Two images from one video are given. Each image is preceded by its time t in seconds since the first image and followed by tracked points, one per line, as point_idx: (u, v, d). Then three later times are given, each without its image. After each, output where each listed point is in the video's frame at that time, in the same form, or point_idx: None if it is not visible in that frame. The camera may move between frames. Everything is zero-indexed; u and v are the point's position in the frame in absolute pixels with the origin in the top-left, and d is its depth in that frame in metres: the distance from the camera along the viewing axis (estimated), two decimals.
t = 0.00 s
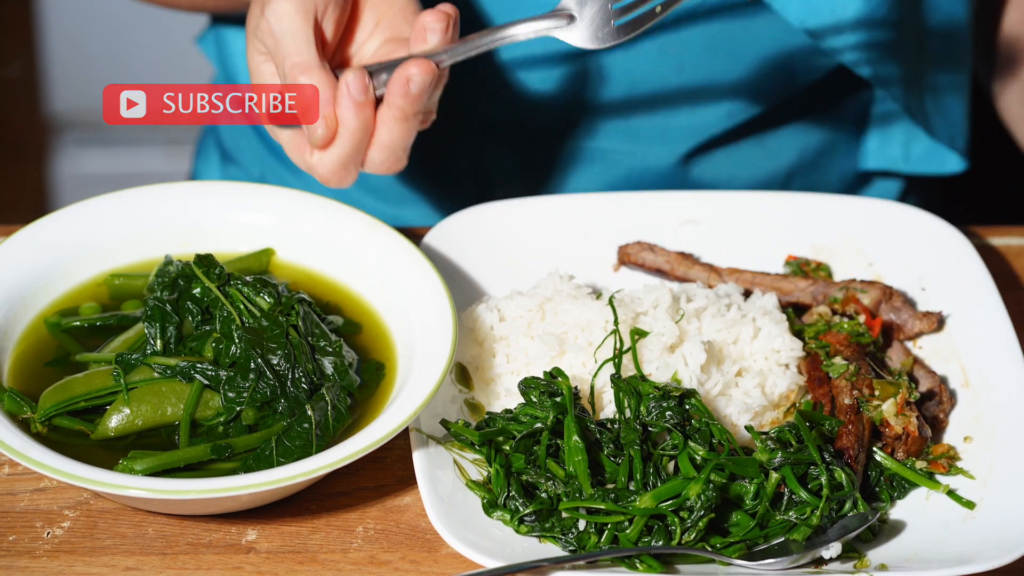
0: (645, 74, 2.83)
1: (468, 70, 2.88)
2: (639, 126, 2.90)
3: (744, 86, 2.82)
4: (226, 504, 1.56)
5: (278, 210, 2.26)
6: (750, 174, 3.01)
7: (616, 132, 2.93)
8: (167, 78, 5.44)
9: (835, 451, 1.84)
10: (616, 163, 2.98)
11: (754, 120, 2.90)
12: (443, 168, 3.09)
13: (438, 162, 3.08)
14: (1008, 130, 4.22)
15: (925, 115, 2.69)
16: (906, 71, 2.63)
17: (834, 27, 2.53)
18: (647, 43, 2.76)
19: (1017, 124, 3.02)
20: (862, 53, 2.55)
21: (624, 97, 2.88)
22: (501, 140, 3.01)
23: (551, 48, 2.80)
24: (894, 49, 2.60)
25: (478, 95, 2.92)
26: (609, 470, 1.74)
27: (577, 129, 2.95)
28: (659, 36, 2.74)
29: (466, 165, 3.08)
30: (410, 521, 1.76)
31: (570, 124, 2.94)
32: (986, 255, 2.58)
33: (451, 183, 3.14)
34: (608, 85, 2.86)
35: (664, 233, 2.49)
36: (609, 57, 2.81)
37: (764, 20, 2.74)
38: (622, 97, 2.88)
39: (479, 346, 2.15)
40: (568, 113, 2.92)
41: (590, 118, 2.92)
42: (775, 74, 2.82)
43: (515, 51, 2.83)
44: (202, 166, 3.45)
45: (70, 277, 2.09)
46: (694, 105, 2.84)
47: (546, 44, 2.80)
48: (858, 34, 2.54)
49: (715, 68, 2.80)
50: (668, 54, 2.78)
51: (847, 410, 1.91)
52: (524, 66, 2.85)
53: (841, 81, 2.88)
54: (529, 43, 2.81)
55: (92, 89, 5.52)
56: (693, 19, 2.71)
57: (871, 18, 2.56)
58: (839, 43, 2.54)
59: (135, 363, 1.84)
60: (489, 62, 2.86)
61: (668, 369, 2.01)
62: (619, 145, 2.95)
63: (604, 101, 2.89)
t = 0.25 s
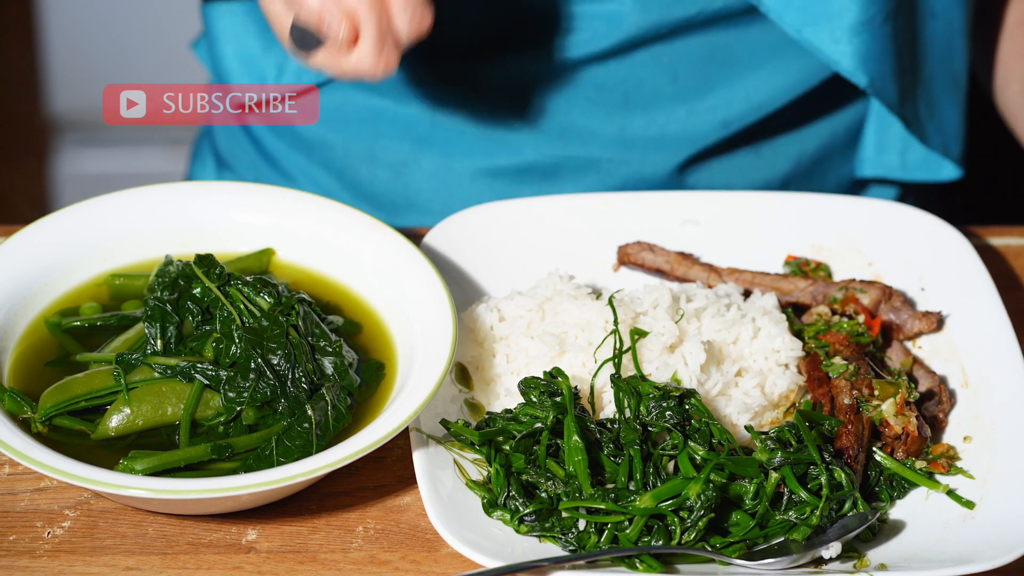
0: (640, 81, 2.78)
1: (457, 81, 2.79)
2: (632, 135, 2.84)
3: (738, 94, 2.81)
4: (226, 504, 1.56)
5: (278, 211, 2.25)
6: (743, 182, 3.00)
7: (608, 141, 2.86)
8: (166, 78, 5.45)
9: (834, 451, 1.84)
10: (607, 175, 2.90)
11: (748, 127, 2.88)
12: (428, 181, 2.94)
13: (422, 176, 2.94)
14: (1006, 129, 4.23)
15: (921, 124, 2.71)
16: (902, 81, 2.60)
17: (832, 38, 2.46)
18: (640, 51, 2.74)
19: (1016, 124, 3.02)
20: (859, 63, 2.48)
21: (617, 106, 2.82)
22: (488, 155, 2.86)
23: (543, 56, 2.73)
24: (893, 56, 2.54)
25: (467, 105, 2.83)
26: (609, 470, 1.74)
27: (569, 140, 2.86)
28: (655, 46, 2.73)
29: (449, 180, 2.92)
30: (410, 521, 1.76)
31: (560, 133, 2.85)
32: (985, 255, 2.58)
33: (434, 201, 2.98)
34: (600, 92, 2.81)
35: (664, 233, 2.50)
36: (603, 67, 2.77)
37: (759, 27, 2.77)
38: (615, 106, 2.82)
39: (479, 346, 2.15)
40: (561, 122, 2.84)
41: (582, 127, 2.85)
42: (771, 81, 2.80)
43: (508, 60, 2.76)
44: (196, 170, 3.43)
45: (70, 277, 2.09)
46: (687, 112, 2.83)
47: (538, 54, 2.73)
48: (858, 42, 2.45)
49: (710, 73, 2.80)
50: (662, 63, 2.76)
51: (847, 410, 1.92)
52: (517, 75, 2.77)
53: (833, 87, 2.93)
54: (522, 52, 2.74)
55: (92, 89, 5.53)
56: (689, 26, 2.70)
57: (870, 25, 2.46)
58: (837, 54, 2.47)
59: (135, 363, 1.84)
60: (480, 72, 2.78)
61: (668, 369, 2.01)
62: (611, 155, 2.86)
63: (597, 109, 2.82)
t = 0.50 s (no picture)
0: (632, 91, 2.72)
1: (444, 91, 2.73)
2: (626, 143, 2.80)
3: (732, 101, 2.76)
4: (226, 504, 1.56)
5: (278, 211, 2.25)
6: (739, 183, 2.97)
7: (601, 148, 2.81)
8: (166, 79, 5.46)
9: (835, 451, 1.84)
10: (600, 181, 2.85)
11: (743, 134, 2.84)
12: (420, 190, 2.92)
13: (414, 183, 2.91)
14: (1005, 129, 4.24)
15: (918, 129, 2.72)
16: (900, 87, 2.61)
17: (829, 45, 2.45)
18: (636, 59, 2.67)
19: (1016, 124, 3.02)
20: (858, 69, 2.47)
21: (610, 114, 2.76)
22: (481, 164, 2.81)
23: (535, 66, 2.65)
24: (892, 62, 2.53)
25: (458, 114, 2.77)
26: (609, 470, 1.74)
27: (563, 148, 2.80)
28: (648, 54, 2.67)
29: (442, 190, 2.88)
30: (410, 521, 1.76)
31: (554, 142, 2.79)
32: (986, 255, 2.58)
33: (429, 207, 2.95)
34: (593, 100, 2.73)
35: (664, 233, 2.49)
36: (595, 76, 2.69)
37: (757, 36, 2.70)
38: (608, 114, 2.76)
39: (479, 346, 2.15)
40: (553, 131, 2.77)
41: (575, 135, 2.79)
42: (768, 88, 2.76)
43: (499, 70, 2.67)
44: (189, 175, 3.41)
45: (69, 277, 2.09)
46: (682, 120, 2.77)
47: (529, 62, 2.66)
48: (856, 48, 2.44)
49: (705, 81, 2.73)
50: (656, 71, 2.70)
51: (847, 410, 1.92)
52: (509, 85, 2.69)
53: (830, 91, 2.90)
54: (514, 61, 2.66)
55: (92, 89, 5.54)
56: (685, 34, 2.65)
57: (869, 30, 2.44)
58: (835, 59, 2.46)
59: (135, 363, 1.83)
60: (472, 81, 2.70)
61: (668, 369, 2.01)
62: (604, 162, 2.82)
63: (589, 117, 2.76)
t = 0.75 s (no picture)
0: (624, 99, 2.72)
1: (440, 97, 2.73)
2: (615, 151, 2.79)
3: (723, 108, 2.76)
4: (225, 504, 1.56)
5: (278, 211, 2.25)
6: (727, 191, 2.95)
7: (592, 156, 2.79)
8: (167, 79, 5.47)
9: (834, 451, 1.84)
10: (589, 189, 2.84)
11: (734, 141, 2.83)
12: (409, 198, 2.89)
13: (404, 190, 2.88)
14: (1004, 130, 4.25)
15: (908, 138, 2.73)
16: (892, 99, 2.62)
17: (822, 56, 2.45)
18: (627, 70, 2.68)
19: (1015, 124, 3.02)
20: (852, 80, 2.46)
21: (601, 122, 2.75)
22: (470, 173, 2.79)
23: (526, 74, 2.65)
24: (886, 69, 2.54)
25: (449, 122, 2.76)
26: (609, 470, 1.74)
27: (553, 157, 2.78)
28: (641, 62, 2.67)
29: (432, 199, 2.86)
30: (410, 521, 1.76)
31: (544, 151, 2.78)
32: (985, 255, 2.58)
33: (418, 215, 2.92)
34: (584, 110, 2.73)
35: (663, 233, 2.50)
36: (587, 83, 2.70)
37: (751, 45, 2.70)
38: (598, 122, 2.75)
39: (479, 346, 2.15)
40: (544, 139, 2.76)
41: (565, 143, 2.78)
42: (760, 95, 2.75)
43: (490, 79, 2.67)
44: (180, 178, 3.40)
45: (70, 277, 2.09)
46: (673, 129, 2.77)
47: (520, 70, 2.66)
48: (849, 60, 2.44)
49: (698, 88, 2.73)
50: (648, 78, 2.70)
51: (847, 410, 1.92)
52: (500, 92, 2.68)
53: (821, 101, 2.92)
54: (505, 69, 2.65)
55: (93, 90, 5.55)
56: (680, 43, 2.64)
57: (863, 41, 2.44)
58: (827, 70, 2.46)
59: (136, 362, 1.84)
60: (463, 89, 2.69)
61: (668, 369, 2.01)
62: (593, 171, 2.81)
63: (579, 125, 2.75)
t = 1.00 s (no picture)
0: (579, 72, 2.70)
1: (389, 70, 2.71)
2: (570, 126, 2.76)
3: (680, 80, 2.74)
4: (225, 504, 1.56)
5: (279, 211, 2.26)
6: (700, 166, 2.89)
7: (548, 133, 2.76)
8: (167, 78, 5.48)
9: (834, 451, 1.85)
10: (551, 165, 2.78)
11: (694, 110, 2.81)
12: (372, 175, 2.87)
13: (370, 167, 2.86)
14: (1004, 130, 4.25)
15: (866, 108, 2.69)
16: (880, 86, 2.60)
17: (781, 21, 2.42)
18: (578, 44, 2.66)
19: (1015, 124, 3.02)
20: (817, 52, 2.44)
21: (555, 97, 2.73)
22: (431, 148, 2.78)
23: (487, 51, 2.63)
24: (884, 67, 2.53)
25: (409, 97, 2.74)
26: (609, 470, 1.74)
27: (510, 133, 2.75)
28: (587, 34, 2.65)
29: (393, 172, 2.84)
30: (411, 521, 1.76)
31: (501, 126, 2.75)
32: (985, 255, 2.58)
33: (383, 194, 2.90)
34: (541, 84, 2.70)
35: (663, 232, 2.50)
36: (546, 59, 2.67)
37: (692, 21, 2.69)
38: (552, 97, 2.72)
39: (479, 346, 2.15)
40: (501, 114, 2.73)
41: (520, 120, 2.75)
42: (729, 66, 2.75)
43: (452, 55, 2.65)
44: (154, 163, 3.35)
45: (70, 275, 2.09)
46: (630, 103, 2.73)
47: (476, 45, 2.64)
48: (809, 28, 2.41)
49: (659, 60, 2.72)
50: (595, 51, 2.68)
51: (846, 410, 1.92)
52: (462, 72, 2.66)
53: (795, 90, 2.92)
54: (464, 44, 2.64)
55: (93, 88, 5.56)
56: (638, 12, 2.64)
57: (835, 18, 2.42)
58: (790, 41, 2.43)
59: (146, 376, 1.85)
60: (424, 66, 2.67)
61: (668, 369, 2.01)
62: (553, 148, 2.77)
63: (536, 99, 2.72)
